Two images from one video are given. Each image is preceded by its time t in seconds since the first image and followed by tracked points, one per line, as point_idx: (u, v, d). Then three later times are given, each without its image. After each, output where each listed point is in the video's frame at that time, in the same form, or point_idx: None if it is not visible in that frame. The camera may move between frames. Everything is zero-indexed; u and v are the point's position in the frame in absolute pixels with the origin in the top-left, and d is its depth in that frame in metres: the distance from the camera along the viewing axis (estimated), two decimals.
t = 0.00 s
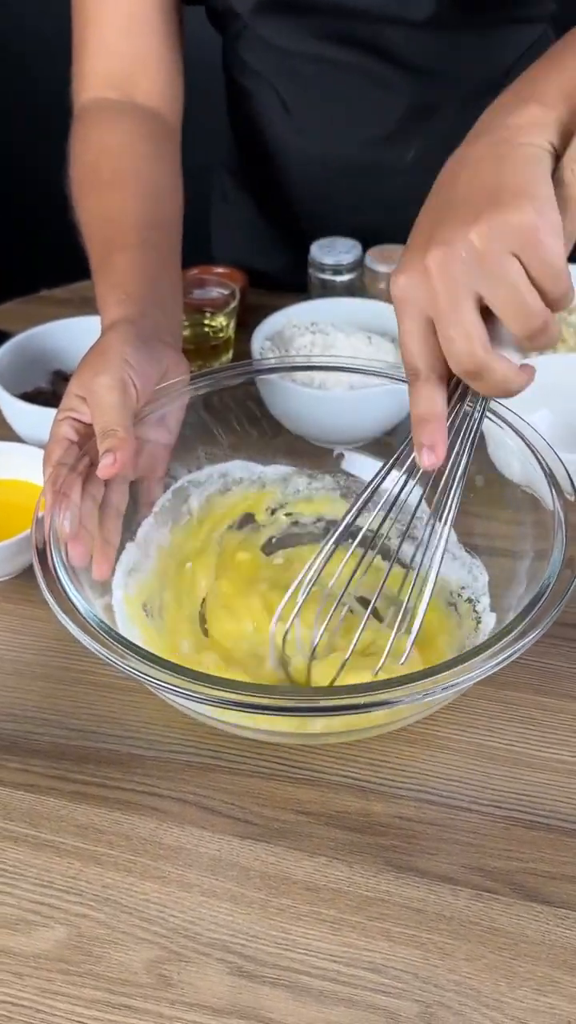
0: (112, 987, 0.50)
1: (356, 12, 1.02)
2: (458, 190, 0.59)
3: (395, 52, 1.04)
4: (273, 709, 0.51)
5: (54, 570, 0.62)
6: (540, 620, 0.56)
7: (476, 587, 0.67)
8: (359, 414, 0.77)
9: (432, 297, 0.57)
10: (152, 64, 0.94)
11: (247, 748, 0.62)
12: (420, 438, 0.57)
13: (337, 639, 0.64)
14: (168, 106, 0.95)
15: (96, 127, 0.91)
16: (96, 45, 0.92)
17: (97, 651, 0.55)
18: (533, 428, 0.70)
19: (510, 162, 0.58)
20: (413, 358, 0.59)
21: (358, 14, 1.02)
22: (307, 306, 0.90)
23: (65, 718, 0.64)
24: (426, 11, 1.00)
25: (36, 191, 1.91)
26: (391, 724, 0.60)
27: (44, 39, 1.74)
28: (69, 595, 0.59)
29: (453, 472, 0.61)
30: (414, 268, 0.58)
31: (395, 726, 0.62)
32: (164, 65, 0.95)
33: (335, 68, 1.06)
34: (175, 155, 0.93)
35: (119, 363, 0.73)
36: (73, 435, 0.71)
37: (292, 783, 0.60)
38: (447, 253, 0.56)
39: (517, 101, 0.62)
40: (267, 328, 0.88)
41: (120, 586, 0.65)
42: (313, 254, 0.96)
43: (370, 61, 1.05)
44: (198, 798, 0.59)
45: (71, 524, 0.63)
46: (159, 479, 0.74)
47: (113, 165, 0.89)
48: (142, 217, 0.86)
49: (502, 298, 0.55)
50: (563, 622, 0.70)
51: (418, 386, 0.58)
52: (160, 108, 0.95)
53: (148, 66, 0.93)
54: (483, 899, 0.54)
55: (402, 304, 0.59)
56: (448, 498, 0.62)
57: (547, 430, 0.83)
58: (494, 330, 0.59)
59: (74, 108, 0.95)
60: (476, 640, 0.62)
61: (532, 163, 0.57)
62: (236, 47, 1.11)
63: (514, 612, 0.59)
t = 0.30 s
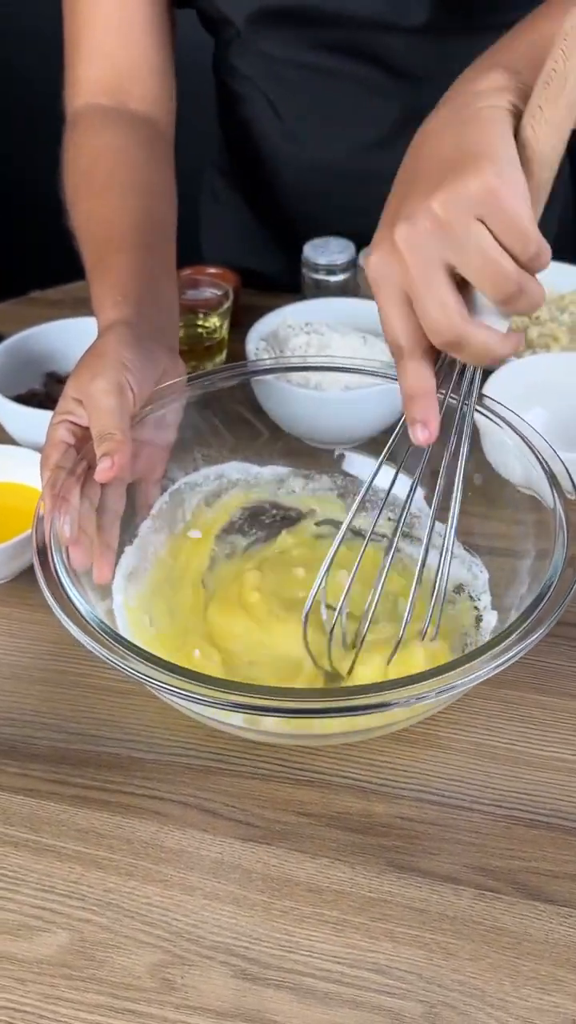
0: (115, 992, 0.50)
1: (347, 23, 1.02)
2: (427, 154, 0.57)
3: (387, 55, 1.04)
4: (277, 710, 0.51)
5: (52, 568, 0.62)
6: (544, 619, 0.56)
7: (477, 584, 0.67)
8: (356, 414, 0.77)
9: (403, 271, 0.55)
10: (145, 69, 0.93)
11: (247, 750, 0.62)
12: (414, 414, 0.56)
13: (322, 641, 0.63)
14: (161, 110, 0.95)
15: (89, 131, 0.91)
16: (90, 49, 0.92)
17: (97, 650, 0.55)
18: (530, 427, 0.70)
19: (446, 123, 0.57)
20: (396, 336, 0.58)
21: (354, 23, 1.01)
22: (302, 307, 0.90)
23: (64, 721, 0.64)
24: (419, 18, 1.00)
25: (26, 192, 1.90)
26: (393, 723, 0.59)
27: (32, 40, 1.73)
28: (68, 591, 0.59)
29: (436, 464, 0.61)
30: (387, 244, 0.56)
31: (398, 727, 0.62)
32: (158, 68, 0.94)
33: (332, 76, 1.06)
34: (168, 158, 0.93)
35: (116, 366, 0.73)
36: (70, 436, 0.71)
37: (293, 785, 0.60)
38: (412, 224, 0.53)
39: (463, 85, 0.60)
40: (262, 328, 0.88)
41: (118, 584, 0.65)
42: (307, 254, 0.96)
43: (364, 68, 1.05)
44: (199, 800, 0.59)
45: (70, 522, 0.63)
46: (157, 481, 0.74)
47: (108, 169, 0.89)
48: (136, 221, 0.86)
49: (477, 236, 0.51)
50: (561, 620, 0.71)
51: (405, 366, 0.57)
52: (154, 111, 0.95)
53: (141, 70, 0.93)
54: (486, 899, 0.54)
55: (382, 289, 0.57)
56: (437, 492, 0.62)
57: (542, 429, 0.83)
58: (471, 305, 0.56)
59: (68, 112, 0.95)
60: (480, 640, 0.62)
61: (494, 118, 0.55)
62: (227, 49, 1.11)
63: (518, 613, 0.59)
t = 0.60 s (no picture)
0: (116, 992, 0.50)
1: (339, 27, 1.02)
2: (420, 127, 0.56)
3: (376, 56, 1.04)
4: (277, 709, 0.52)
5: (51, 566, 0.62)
6: (541, 615, 0.56)
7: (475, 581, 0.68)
8: (351, 414, 0.78)
9: (400, 245, 0.55)
10: (135, 68, 0.93)
11: (245, 749, 0.62)
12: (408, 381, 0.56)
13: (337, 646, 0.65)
14: (152, 110, 0.95)
15: (78, 131, 0.91)
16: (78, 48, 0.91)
17: (96, 648, 0.55)
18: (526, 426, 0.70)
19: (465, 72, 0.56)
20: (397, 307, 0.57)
21: (342, 28, 1.03)
22: (295, 306, 0.90)
23: (61, 722, 0.64)
24: (402, 23, 1.01)
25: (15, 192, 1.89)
26: (390, 720, 0.60)
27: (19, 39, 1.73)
28: (66, 589, 0.59)
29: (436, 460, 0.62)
30: (384, 214, 0.56)
31: (397, 723, 0.62)
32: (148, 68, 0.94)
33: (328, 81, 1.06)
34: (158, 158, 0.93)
35: (110, 368, 0.73)
36: (66, 435, 0.71)
37: (291, 783, 0.60)
38: (412, 206, 0.53)
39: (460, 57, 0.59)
40: (256, 327, 0.89)
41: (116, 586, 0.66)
42: (298, 253, 0.96)
43: (357, 75, 1.06)
44: (197, 800, 0.59)
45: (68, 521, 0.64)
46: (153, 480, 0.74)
47: (98, 169, 0.88)
48: (129, 221, 0.86)
49: (473, 216, 0.51)
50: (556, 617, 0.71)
51: (403, 337, 0.57)
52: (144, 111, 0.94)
53: (130, 69, 0.93)
54: (485, 895, 0.54)
55: (376, 262, 0.57)
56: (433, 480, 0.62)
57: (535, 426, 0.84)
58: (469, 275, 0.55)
59: (57, 112, 0.95)
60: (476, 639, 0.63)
61: (480, 94, 0.53)
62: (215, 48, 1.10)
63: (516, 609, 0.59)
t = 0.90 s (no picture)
0: (117, 991, 0.50)
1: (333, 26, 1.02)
2: (409, 100, 0.60)
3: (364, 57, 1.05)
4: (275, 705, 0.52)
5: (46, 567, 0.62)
6: (534, 615, 0.56)
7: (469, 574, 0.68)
8: (345, 414, 0.78)
9: (390, 212, 0.58)
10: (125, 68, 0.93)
11: (242, 748, 0.62)
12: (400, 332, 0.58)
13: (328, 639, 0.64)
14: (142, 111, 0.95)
15: (68, 134, 0.90)
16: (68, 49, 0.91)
17: (92, 648, 0.55)
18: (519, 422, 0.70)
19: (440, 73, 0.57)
20: (382, 270, 0.60)
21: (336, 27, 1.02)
22: (287, 306, 0.90)
23: (58, 723, 0.64)
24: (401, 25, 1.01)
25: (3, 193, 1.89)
26: (386, 718, 0.60)
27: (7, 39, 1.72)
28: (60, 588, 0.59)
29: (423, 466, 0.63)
30: (375, 184, 0.58)
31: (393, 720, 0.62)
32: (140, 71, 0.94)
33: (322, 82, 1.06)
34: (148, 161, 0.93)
35: (103, 368, 0.73)
36: (59, 436, 0.71)
37: (289, 781, 0.60)
38: (401, 171, 0.56)
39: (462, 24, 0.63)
40: (249, 327, 0.89)
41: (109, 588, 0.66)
42: (291, 253, 0.96)
43: (357, 75, 1.05)
44: (195, 799, 0.59)
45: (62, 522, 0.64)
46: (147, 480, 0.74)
47: (88, 172, 0.88)
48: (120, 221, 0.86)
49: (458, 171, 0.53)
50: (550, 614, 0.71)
51: (395, 305, 0.60)
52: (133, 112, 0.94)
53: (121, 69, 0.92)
54: (484, 890, 0.54)
55: (367, 232, 0.60)
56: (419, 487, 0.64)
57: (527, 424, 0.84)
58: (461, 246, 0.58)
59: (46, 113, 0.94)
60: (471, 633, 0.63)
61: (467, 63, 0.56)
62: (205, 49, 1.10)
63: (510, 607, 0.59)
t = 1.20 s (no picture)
0: (121, 991, 0.50)
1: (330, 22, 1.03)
2: (392, 74, 0.55)
3: (360, 51, 1.05)
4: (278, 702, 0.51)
5: (47, 565, 0.61)
6: (534, 609, 0.56)
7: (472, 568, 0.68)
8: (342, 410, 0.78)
9: (371, 208, 0.56)
10: (120, 66, 0.92)
11: (244, 746, 0.62)
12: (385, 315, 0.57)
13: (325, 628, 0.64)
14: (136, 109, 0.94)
15: (61, 127, 0.89)
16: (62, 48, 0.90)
17: (94, 645, 0.55)
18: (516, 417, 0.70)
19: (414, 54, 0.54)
20: (368, 257, 0.57)
21: (332, 23, 1.03)
22: (282, 304, 0.91)
23: (57, 722, 0.63)
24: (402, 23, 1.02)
25: None
26: (390, 713, 0.59)
27: None
28: (61, 586, 0.59)
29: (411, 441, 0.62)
30: (351, 173, 0.56)
31: (395, 716, 0.62)
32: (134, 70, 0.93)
33: (318, 76, 1.06)
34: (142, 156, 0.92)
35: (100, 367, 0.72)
36: (56, 436, 0.71)
37: (290, 778, 0.60)
38: (381, 159, 0.54)
39: None
40: (244, 325, 0.89)
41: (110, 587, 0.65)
42: (286, 251, 0.96)
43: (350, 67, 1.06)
44: (196, 798, 0.59)
45: (63, 521, 0.64)
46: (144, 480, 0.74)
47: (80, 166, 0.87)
48: (113, 219, 0.85)
49: (429, 163, 0.51)
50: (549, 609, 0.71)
51: (382, 290, 0.57)
52: (127, 107, 0.93)
53: (116, 68, 0.92)
54: (487, 886, 0.54)
55: (350, 218, 0.57)
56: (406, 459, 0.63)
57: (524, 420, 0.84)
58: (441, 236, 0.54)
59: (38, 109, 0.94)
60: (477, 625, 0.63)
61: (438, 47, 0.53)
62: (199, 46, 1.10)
63: (512, 601, 0.59)
